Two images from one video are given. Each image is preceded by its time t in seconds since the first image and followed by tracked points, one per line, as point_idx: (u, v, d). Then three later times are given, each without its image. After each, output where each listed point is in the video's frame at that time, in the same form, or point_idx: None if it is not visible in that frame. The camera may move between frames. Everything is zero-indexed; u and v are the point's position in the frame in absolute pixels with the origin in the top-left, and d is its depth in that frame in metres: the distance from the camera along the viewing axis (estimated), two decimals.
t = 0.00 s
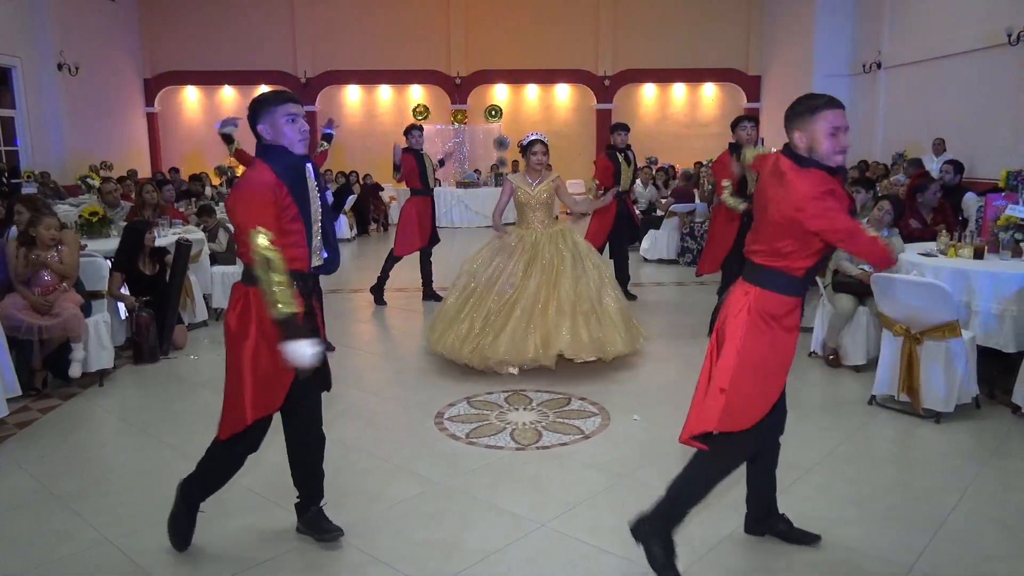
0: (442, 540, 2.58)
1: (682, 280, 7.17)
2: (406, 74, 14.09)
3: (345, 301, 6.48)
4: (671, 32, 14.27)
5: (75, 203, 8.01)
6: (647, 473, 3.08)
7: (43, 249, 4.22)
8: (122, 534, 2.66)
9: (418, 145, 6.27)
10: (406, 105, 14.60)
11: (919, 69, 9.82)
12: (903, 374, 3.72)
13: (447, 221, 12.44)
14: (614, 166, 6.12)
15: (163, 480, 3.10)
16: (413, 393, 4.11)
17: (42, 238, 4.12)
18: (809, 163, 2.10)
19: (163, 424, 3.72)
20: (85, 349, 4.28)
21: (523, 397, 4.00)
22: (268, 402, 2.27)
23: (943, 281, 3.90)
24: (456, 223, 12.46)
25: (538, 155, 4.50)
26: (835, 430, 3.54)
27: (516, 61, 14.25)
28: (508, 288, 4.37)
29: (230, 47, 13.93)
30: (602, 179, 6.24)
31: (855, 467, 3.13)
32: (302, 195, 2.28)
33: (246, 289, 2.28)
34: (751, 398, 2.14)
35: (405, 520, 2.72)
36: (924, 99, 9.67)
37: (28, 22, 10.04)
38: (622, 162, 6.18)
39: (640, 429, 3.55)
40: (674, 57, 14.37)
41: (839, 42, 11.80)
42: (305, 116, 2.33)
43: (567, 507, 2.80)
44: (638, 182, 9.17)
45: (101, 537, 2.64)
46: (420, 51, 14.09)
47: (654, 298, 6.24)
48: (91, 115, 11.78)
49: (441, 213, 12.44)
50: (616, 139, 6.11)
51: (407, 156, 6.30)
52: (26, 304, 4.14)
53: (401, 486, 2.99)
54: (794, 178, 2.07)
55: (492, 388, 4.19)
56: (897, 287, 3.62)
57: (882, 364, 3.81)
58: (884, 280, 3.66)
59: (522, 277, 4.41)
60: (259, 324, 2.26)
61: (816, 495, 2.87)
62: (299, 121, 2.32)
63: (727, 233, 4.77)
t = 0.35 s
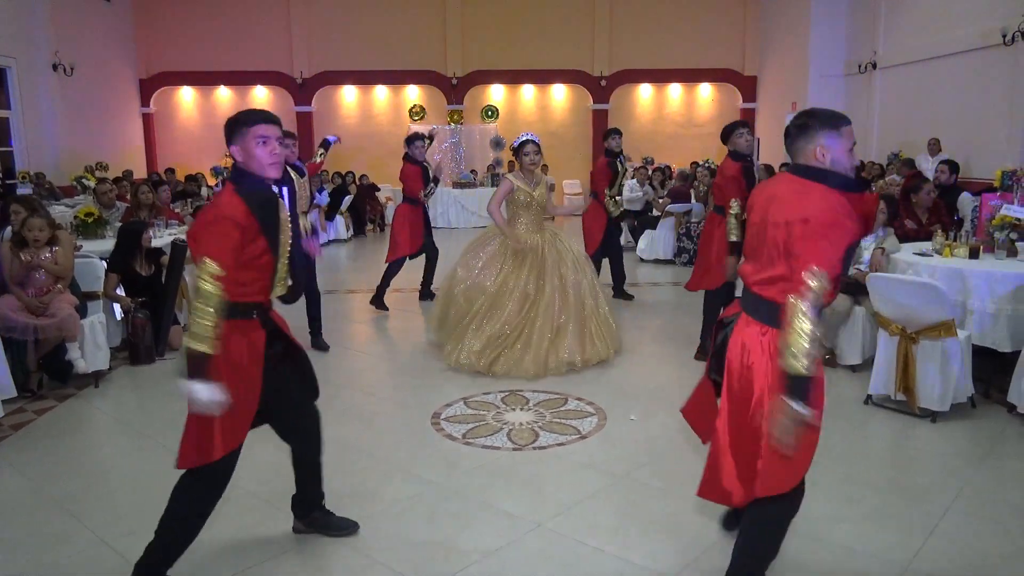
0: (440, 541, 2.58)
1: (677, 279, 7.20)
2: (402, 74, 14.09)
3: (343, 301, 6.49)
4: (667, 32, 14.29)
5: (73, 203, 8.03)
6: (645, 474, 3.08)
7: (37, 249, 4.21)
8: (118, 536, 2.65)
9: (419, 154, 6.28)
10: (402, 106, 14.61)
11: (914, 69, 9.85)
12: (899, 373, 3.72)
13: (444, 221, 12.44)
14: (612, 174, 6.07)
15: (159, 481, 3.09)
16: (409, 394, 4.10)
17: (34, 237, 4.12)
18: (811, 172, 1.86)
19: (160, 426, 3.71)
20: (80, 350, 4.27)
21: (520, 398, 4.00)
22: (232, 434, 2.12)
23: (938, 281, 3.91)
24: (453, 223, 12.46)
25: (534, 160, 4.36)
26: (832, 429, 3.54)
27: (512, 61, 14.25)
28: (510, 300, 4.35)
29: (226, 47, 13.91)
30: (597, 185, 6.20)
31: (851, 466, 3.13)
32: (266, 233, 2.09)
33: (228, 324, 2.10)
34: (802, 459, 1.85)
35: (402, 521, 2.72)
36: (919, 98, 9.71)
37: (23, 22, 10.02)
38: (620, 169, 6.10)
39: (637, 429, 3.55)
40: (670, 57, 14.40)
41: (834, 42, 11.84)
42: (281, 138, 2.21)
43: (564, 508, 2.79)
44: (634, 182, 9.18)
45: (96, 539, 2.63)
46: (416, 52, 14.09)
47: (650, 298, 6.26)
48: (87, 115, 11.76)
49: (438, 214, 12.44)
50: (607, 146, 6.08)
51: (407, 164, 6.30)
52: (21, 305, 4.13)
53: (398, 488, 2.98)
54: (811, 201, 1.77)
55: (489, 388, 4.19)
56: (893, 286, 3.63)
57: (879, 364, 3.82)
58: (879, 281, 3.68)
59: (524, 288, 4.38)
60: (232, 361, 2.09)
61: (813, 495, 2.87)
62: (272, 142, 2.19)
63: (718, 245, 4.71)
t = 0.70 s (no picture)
0: (439, 541, 2.58)
1: (677, 279, 7.20)
2: (402, 75, 14.09)
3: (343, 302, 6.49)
4: (667, 32, 14.28)
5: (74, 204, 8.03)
6: (645, 474, 3.07)
7: (36, 250, 4.22)
8: (116, 536, 2.65)
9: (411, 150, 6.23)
10: (402, 106, 14.62)
11: (913, 69, 9.85)
12: (898, 373, 3.72)
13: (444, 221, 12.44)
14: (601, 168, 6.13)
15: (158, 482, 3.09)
16: (409, 394, 4.10)
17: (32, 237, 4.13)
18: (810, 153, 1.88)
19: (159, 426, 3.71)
20: (80, 351, 4.27)
21: (520, 398, 4.00)
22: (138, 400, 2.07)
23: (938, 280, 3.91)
24: (453, 224, 12.47)
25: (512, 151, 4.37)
26: (831, 429, 3.55)
27: (512, 61, 14.25)
28: (481, 293, 4.26)
29: (226, 48, 13.90)
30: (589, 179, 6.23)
31: (850, 466, 3.13)
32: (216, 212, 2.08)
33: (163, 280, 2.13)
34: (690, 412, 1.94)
35: (402, 521, 2.72)
36: (919, 98, 9.71)
37: (23, 23, 10.02)
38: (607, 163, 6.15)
39: (635, 429, 3.55)
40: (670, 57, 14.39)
41: (834, 43, 11.84)
42: (261, 123, 2.20)
43: (562, 508, 2.79)
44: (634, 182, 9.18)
45: (95, 540, 2.63)
46: (416, 52, 14.09)
47: (650, 299, 6.26)
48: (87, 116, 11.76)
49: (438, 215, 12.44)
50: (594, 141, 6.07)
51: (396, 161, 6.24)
52: (21, 306, 4.13)
53: (397, 488, 2.98)
54: (769, 137, 1.84)
55: (488, 389, 4.19)
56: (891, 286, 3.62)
57: (878, 363, 3.82)
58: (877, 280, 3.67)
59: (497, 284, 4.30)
60: (156, 318, 2.06)
61: (812, 495, 2.87)
62: (247, 122, 2.17)
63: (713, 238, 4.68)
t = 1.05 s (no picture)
0: (441, 541, 2.58)
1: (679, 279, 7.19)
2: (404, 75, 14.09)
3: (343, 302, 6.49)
4: (669, 32, 14.27)
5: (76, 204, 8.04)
6: (646, 475, 3.06)
7: (40, 250, 4.23)
8: (117, 536, 2.65)
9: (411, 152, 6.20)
10: (405, 106, 14.63)
11: (916, 69, 9.83)
12: (900, 373, 3.71)
13: (446, 222, 12.45)
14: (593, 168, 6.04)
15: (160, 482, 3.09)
16: (410, 395, 4.10)
17: (36, 237, 4.13)
18: (777, 169, 1.88)
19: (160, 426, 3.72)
20: (82, 351, 4.28)
21: (522, 398, 4.00)
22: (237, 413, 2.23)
23: (940, 280, 3.90)
24: (455, 224, 12.47)
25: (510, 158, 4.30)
26: (833, 429, 3.54)
27: (514, 62, 14.25)
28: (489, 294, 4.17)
29: (229, 49, 13.92)
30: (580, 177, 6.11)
31: (853, 467, 3.13)
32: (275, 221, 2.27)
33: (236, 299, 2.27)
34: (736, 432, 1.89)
35: (403, 521, 2.72)
36: (922, 98, 9.69)
37: (27, 23, 10.05)
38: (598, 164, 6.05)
39: (637, 429, 3.55)
40: (672, 57, 14.37)
41: (836, 43, 11.81)
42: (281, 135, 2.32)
43: (564, 507, 2.80)
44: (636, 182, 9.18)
45: (96, 540, 2.63)
46: (418, 52, 14.09)
47: (652, 300, 6.25)
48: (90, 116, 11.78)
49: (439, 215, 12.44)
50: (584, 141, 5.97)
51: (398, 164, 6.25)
52: (24, 307, 4.13)
53: (399, 488, 2.98)
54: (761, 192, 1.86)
55: (490, 389, 4.19)
56: (895, 286, 3.62)
57: (880, 363, 3.81)
58: (881, 280, 3.67)
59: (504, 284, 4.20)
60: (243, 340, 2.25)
61: (814, 496, 2.87)
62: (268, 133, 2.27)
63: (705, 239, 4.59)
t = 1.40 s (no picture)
0: (441, 543, 2.58)
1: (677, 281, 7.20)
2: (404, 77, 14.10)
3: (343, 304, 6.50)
4: (668, 35, 14.29)
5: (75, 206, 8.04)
6: (646, 477, 3.07)
7: (42, 253, 4.22)
8: (116, 538, 2.65)
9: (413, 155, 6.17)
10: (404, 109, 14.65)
11: (915, 71, 9.85)
12: (899, 375, 3.72)
13: (445, 225, 12.46)
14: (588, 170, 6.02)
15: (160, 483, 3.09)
16: (410, 397, 4.10)
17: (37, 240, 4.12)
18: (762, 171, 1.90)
19: (159, 429, 3.72)
20: (81, 354, 4.27)
21: (521, 400, 4.01)
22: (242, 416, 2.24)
23: (939, 283, 3.91)
24: (454, 227, 12.48)
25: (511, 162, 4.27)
26: (831, 431, 3.55)
27: (513, 64, 14.27)
28: (511, 300, 4.16)
29: (228, 51, 13.93)
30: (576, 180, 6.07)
31: (851, 469, 3.13)
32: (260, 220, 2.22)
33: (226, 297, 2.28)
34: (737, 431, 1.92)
35: (403, 524, 2.71)
36: (920, 100, 9.70)
37: (26, 26, 10.06)
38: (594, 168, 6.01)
39: (636, 431, 3.55)
40: (671, 60, 14.38)
41: (834, 45, 11.83)
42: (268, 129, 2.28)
43: (564, 509, 2.80)
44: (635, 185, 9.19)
45: (96, 542, 2.63)
46: (417, 55, 14.11)
47: (651, 302, 6.25)
48: (89, 118, 11.79)
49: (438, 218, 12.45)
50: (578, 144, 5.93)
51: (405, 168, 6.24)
52: (23, 308, 4.12)
53: (399, 491, 2.98)
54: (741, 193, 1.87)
55: (490, 391, 4.19)
56: (895, 290, 3.62)
57: (879, 365, 3.82)
58: (882, 283, 3.66)
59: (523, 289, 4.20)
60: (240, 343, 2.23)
61: (814, 498, 2.87)
62: (261, 131, 2.26)
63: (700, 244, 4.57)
